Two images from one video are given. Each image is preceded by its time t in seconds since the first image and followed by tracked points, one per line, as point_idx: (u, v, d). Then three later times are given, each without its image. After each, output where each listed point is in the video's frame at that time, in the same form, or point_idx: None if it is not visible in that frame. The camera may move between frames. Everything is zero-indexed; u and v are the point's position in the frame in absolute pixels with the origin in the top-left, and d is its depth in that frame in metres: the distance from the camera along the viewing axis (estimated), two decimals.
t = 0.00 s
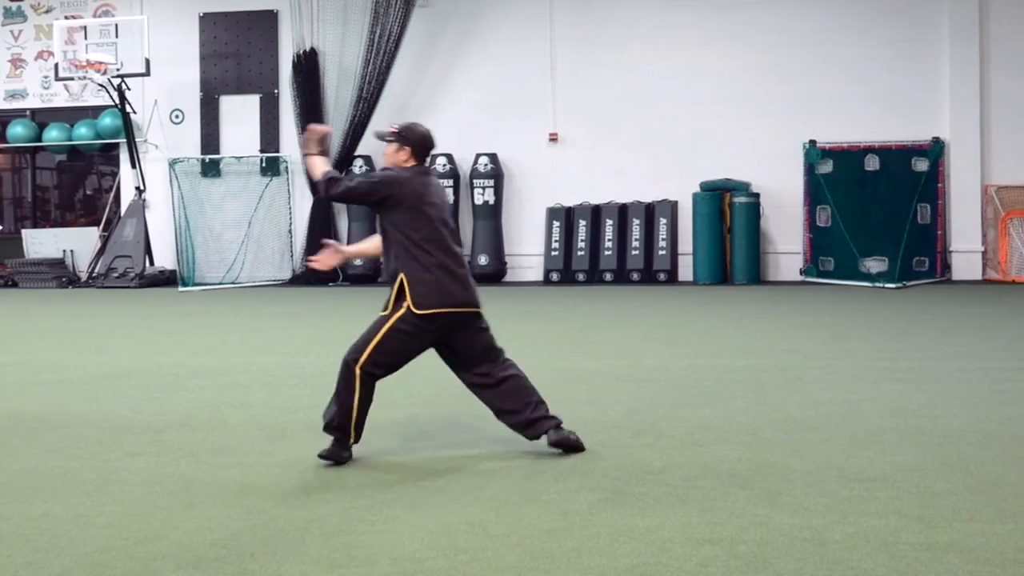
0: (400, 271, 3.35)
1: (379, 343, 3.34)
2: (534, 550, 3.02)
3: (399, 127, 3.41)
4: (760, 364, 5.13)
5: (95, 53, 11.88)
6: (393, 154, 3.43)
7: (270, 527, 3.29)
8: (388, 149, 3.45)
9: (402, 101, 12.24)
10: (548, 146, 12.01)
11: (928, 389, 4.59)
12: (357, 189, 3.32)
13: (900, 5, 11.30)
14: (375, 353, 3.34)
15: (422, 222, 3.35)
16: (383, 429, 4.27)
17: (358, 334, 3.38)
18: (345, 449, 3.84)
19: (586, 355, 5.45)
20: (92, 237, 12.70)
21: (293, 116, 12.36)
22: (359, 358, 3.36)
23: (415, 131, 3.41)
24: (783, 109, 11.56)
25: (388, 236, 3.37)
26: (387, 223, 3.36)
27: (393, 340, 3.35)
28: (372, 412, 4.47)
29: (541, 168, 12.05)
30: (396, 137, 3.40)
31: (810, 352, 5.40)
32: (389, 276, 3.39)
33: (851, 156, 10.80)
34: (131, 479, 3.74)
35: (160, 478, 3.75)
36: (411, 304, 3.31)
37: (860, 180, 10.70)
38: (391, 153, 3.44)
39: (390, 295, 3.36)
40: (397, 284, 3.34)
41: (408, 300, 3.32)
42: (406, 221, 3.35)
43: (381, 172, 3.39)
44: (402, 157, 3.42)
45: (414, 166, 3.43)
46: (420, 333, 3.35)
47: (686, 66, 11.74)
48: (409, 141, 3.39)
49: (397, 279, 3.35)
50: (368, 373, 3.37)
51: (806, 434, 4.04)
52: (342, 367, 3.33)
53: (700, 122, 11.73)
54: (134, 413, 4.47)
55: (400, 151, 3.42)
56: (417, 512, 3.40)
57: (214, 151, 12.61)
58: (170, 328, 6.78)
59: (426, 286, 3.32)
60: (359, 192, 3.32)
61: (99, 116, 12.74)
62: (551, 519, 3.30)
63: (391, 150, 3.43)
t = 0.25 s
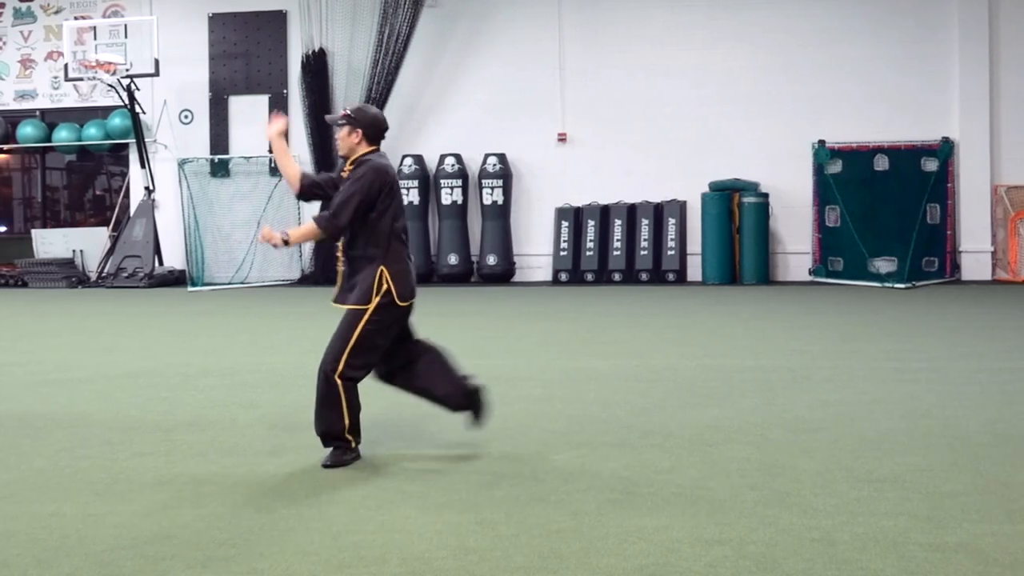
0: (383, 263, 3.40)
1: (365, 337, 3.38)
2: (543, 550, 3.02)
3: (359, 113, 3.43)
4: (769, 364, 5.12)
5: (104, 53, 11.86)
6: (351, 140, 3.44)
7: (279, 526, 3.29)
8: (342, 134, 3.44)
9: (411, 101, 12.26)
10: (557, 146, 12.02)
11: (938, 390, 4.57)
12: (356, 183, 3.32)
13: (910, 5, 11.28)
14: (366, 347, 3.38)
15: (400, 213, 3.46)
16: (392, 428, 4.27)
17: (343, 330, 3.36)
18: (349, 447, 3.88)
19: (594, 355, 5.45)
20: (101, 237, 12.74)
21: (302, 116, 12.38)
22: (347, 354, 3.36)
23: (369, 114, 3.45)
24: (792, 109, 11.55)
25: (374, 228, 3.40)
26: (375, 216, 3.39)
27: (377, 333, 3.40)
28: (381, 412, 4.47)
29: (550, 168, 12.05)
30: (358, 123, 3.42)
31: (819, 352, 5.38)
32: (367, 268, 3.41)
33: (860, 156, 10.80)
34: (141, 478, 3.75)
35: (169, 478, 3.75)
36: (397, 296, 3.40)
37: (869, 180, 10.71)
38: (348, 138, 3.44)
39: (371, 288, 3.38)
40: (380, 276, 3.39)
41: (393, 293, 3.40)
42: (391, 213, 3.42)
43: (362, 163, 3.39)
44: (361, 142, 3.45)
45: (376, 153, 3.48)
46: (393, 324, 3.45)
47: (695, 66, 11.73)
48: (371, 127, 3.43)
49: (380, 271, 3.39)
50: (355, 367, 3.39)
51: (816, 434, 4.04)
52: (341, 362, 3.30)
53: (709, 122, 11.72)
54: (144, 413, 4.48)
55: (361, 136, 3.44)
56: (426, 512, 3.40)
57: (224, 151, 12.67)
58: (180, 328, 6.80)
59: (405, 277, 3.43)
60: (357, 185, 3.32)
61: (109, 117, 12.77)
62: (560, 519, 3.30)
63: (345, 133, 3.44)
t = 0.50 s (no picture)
0: (372, 274, 3.47)
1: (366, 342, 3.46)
2: (554, 551, 3.02)
3: (347, 118, 3.36)
4: (780, 364, 5.11)
5: (115, 54, 11.90)
6: (341, 146, 3.39)
7: (291, 526, 3.29)
8: (327, 139, 3.39)
9: (422, 101, 12.28)
10: (568, 146, 12.01)
11: (950, 390, 4.56)
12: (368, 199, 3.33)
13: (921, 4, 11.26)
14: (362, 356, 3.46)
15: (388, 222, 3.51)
16: (403, 427, 4.27)
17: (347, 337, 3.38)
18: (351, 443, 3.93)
19: (605, 355, 5.45)
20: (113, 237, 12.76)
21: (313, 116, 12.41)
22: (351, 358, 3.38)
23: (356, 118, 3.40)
24: (803, 109, 11.54)
25: (371, 239, 3.43)
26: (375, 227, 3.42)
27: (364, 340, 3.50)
28: (392, 412, 4.47)
29: (561, 168, 12.05)
30: (347, 130, 3.37)
31: (830, 353, 5.37)
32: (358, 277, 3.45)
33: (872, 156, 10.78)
34: (152, 478, 3.75)
35: (181, 477, 3.75)
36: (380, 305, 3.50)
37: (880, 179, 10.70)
38: (337, 145, 3.39)
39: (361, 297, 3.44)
40: (369, 286, 3.46)
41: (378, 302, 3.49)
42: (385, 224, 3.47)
43: (365, 173, 3.38)
44: (350, 148, 3.41)
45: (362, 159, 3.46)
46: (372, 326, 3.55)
47: (706, 66, 11.72)
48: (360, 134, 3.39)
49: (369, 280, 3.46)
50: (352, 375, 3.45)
51: (828, 435, 4.03)
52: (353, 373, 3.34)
53: (720, 122, 11.71)
54: (156, 412, 4.49)
55: (350, 143, 3.40)
56: (437, 512, 3.40)
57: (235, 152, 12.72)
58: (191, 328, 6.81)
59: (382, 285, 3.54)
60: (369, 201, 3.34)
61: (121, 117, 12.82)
62: (571, 519, 3.29)
63: (334, 138, 3.38)
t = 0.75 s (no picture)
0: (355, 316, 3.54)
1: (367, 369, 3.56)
2: (571, 551, 3.02)
3: (337, 176, 3.32)
4: (796, 365, 5.10)
5: (132, 54, 12.03)
6: (330, 203, 3.35)
7: (308, 526, 3.30)
8: (315, 197, 3.33)
9: (439, 102, 12.32)
10: (584, 146, 12.04)
11: (967, 391, 4.54)
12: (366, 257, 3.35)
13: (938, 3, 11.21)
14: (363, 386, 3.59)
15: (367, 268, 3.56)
16: (421, 427, 4.28)
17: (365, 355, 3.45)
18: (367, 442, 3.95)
19: (621, 355, 5.45)
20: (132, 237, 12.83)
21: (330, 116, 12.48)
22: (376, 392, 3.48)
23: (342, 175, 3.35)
24: (818, 109, 11.53)
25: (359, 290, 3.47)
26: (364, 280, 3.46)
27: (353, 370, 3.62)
28: (408, 411, 4.48)
29: (577, 168, 12.07)
30: (337, 188, 3.32)
31: (847, 353, 5.36)
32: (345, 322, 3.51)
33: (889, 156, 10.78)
34: (171, 477, 3.77)
35: (200, 476, 3.77)
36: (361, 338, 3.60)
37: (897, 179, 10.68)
38: (326, 202, 3.34)
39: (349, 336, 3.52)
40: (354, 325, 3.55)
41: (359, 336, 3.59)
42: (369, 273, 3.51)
43: (359, 231, 3.37)
44: (337, 204, 3.37)
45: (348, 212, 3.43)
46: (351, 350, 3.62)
47: (722, 67, 11.73)
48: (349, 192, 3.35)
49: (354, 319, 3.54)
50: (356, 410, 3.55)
51: (845, 436, 4.02)
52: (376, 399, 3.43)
53: (737, 123, 11.70)
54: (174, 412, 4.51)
55: (338, 199, 3.36)
56: (454, 512, 3.41)
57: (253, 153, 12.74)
58: (210, 327, 6.85)
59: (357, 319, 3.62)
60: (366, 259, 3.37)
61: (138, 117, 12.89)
62: (588, 519, 3.29)
63: (323, 194, 3.32)
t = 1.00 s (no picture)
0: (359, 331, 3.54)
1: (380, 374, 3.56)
2: (595, 551, 3.02)
3: (327, 196, 3.34)
4: (819, 365, 5.09)
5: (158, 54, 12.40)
6: (321, 225, 3.37)
7: (332, 524, 3.31)
8: (306, 219, 3.36)
9: (462, 103, 12.42)
10: (608, 146, 12.10)
11: (992, 393, 4.51)
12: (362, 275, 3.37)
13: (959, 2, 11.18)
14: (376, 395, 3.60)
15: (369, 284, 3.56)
16: (444, 426, 4.28)
17: (375, 353, 3.42)
18: (389, 441, 3.95)
19: (644, 355, 5.46)
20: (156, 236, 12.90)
21: (354, 116, 12.58)
22: (388, 395, 3.48)
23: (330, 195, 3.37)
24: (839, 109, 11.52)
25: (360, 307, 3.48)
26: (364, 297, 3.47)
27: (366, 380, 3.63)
28: (432, 411, 4.48)
29: (601, 168, 12.13)
30: (327, 209, 3.35)
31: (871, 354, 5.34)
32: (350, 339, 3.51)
33: (913, 156, 10.74)
34: (196, 475, 3.79)
35: (224, 475, 3.78)
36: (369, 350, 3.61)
37: (922, 180, 10.65)
38: (317, 224, 3.37)
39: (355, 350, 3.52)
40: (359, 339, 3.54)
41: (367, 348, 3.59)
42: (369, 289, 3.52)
43: (353, 249, 3.39)
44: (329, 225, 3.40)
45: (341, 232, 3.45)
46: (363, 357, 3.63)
47: (744, 67, 11.76)
48: (339, 212, 3.37)
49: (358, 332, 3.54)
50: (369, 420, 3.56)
51: (870, 437, 4.00)
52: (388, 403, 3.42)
53: (760, 124, 11.72)
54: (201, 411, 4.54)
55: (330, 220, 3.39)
56: (477, 512, 3.41)
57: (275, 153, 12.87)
58: (236, 327, 6.90)
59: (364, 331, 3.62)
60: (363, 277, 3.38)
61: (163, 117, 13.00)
62: (612, 520, 3.29)
63: (313, 217, 3.35)
